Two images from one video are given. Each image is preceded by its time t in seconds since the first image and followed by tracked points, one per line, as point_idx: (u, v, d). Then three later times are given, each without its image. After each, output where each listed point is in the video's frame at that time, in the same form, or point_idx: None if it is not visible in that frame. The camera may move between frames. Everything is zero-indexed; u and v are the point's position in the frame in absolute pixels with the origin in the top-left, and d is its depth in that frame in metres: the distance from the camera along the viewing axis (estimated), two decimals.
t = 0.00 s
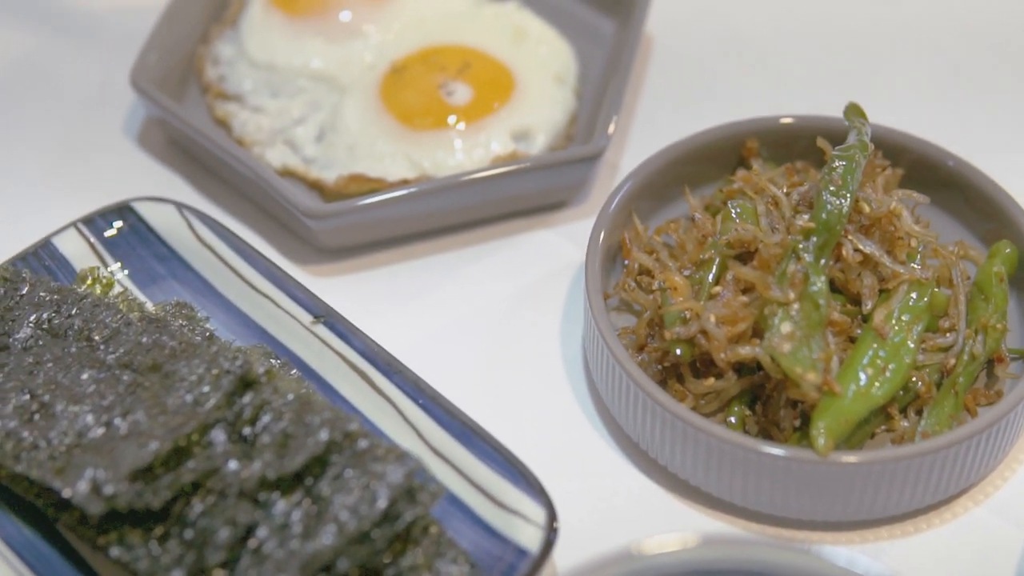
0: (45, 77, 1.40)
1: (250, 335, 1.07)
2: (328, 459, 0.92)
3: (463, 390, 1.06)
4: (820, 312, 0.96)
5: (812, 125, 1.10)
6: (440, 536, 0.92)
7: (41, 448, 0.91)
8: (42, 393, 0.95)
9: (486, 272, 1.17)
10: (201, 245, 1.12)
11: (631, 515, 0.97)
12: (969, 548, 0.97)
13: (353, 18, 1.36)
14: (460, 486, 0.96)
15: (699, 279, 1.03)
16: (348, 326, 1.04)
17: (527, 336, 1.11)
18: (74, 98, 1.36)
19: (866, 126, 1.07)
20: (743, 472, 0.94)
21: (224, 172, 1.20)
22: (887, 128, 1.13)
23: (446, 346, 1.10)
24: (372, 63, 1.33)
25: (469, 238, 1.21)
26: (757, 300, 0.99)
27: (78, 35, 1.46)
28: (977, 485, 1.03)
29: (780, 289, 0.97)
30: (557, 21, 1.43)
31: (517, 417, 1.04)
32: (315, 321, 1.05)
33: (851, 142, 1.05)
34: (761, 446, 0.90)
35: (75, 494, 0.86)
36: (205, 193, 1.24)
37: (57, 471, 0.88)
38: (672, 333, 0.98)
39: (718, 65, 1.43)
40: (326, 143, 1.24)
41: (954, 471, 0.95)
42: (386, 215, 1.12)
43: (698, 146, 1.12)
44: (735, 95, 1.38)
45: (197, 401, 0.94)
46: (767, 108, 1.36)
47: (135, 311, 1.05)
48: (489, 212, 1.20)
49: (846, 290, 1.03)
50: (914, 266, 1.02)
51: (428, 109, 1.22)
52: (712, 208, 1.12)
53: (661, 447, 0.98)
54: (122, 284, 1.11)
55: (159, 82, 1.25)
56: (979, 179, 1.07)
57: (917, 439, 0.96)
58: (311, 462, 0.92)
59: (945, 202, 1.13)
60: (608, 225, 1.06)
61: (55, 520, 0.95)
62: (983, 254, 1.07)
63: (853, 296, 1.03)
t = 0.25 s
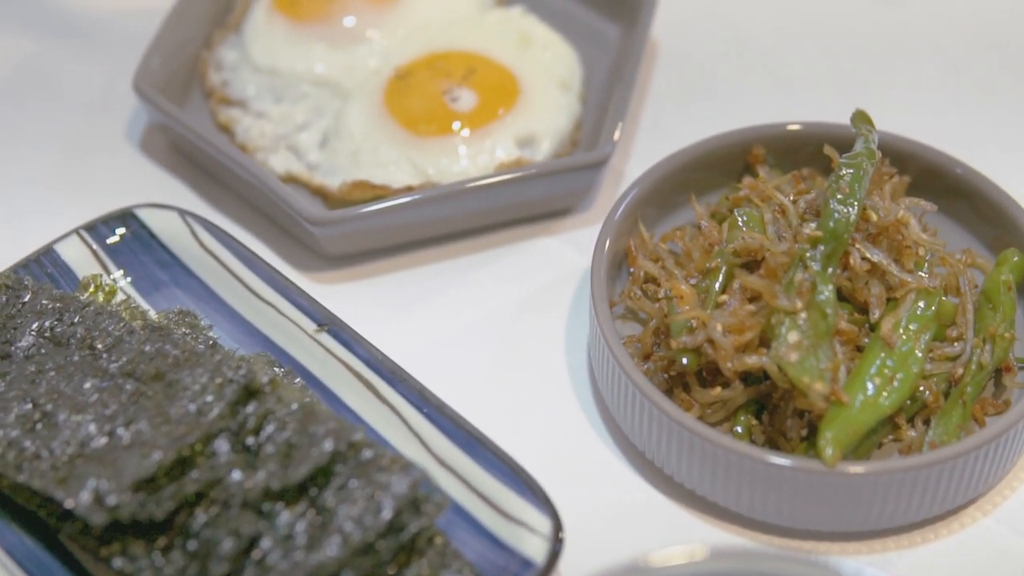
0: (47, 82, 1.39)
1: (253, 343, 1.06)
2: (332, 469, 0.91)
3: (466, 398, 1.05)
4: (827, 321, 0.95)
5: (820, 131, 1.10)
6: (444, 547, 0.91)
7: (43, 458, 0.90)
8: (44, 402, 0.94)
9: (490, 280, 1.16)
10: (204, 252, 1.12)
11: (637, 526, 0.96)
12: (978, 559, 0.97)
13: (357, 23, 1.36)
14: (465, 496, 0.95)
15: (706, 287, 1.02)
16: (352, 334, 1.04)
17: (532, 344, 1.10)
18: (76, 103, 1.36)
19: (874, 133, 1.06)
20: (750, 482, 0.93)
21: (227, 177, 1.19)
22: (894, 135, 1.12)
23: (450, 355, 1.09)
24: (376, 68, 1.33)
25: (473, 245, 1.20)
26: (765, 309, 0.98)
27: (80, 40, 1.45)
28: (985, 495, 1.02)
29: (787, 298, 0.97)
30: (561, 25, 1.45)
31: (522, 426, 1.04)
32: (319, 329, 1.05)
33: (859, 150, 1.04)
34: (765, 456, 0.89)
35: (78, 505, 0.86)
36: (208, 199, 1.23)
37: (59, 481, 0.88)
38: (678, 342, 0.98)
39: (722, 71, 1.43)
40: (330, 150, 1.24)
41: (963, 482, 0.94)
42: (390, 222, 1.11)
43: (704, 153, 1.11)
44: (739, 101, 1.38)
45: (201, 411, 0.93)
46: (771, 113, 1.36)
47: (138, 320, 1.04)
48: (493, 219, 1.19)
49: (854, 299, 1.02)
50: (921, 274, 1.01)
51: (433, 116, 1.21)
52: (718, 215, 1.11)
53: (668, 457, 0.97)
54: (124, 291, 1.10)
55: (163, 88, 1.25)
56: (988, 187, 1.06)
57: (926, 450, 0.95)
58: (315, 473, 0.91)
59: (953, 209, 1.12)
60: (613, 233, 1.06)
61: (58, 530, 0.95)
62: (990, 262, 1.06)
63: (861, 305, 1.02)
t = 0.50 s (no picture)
0: (47, 92, 1.38)
1: (255, 357, 1.06)
2: (335, 487, 0.91)
3: (469, 413, 1.05)
4: (833, 337, 0.94)
5: (825, 144, 1.10)
6: (449, 564, 0.90)
7: (44, 474, 0.89)
8: (45, 418, 0.94)
9: (493, 292, 1.16)
10: (206, 265, 1.11)
11: (642, 543, 0.96)
12: None
13: (358, 33, 1.35)
14: (468, 512, 0.94)
15: (711, 301, 1.01)
16: (355, 348, 1.03)
17: (536, 358, 1.09)
18: (75, 112, 1.35)
19: (880, 146, 1.06)
20: (757, 500, 0.92)
21: (229, 188, 1.18)
22: (899, 147, 1.11)
23: (453, 369, 1.08)
24: (378, 79, 1.33)
25: (476, 257, 1.20)
26: (771, 324, 0.97)
27: (79, 49, 1.44)
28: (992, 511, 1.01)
29: (793, 313, 0.95)
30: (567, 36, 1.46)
31: (526, 441, 1.03)
32: (321, 343, 1.04)
33: (864, 163, 1.04)
34: (768, 472, 0.88)
35: (79, 523, 0.85)
36: (208, 211, 1.23)
37: (60, 499, 0.87)
38: (683, 357, 0.97)
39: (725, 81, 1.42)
40: (332, 161, 1.23)
41: (971, 499, 0.94)
42: (392, 234, 1.10)
43: (708, 165, 1.11)
44: (742, 111, 1.38)
45: (202, 427, 0.92)
46: (776, 125, 1.35)
47: (139, 334, 1.04)
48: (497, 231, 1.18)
49: (860, 313, 1.02)
50: (928, 288, 1.01)
51: (435, 127, 1.21)
52: (722, 228, 1.11)
53: (672, 473, 0.97)
54: (125, 304, 1.10)
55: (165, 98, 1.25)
56: (994, 200, 1.06)
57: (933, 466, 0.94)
58: (318, 490, 0.90)
59: (959, 222, 1.11)
60: (618, 246, 1.05)
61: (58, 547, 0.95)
62: (997, 275, 1.06)
63: (867, 320, 1.02)
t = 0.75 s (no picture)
0: (43, 101, 1.38)
1: (253, 371, 1.05)
2: (334, 503, 0.89)
3: (468, 426, 1.04)
4: (836, 351, 0.93)
5: (828, 156, 1.09)
6: None
7: (40, 491, 0.88)
8: (42, 433, 0.93)
9: (493, 304, 1.15)
10: (204, 277, 1.11)
11: (643, 559, 0.95)
12: None
13: (357, 43, 1.35)
14: (467, 527, 0.93)
15: (713, 315, 1.00)
16: (353, 362, 1.02)
17: (535, 370, 1.09)
18: (72, 121, 1.35)
19: (882, 158, 1.05)
20: (759, 516, 0.91)
21: (227, 199, 1.17)
22: (902, 159, 1.11)
23: (452, 383, 1.08)
24: (377, 89, 1.33)
25: (475, 269, 1.19)
26: (773, 338, 0.95)
27: (76, 58, 1.44)
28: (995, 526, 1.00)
29: (796, 327, 0.94)
30: (569, 45, 1.47)
31: (526, 455, 1.02)
32: (320, 357, 1.04)
33: (866, 175, 1.03)
34: (766, 486, 0.87)
35: (76, 540, 0.84)
36: (206, 222, 1.22)
37: (57, 516, 0.87)
38: (684, 372, 0.97)
39: (725, 90, 1.42)
40: (331, 172, 1.23)
41: (975, 515, 0.93)
42: (390, 246, 1.09)
43: (709, 177, 1.10)
44: (743, 120, 1.37)
45: (201, 442, 0.91)
46: (777, 134, 1.35)
47: (137, 348, 1.03)
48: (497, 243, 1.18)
49: (862, 327, 1.01)
50: (930, 302, 1.01)
51: (434, 138, 1.21)
52: (724, 240, 1.10)
53: (673, 488, 0.96)
54: (123, 317, 1.09)
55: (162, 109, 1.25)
56: (997, 212, 1.05)
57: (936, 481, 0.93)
58: (317, 507, 0.89)
59: (963, 234, 1.11)
60: (618, 260, 1.05)
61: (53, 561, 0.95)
62: (1000, 288, 1.05)
63: (869, 333, 1.01)
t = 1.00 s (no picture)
0: (35, 114, 1.37)
1: (245, 388, 1.04)
2: (327, 524, 0.89)
3: (463, 443, 1.03)
4: (834, 369, 0.92)
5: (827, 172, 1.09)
6: None
7: (31, 511, 0.88)
8: (32, 453, 0.92)
9: (487, 320, 1.15)
10: (196, 293, 1.10)
11: None
12: None
13: (351, 55, 1.35)
14: (463, 547, 0.91)
15: (710, 332, 0.99)
16: (348, 380, 1.02)
17: (529, 386, 1.08)
18: (63, 134, 1.34)
19: (880, 173, 1.05)
20: (757, 537, 0.90)
21: (220, 213, 1.16)
22: (899, 174, 1.10)
23: (447, 400, 1.07)
24: (371, 102, 1.32)
25: (470, 284, 1.18)
26: (770, 356, 0.95)
27: (68, 70, 1.43)
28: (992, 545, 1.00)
29: (793, 344, 0.93)
30: (563, 58, 1.47)
31: (522, 473, 1.01)
32: (313, 374, 1.03)
33: (864, 191, 1.03)
34: (761, 505, 0.86)
35: (67, 562, 0.83)
36: (198, 236, 1.21)
37: (47, 537, 0.85)
38: (682, 390, 0.95)
39: (721, 103, 1.41)
40: (324, 186, 1.23)
41: (973, 534, 0.92)
42: (385, 261, 1.09)
43: (706, 192, 1.10)
44: (739, 133, 1.37)
45: (193, 462, 0.90)
46: (773, 148, 1.35)
47: (128, 365, 1.03)
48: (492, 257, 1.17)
49: (860, 344, 1.00)
50: (929, 318, 1.00)
51: (429, 152, 1.20)
52: (721, 256, 1.09)
53: (670, 508, 0.94)
54: (115, 334, 1.09)
55: (154, 123, 1.24)
56: (995, 229, 1.05)
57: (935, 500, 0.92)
58: (310, 528, 0.89)
59: (960, 249, 1.10)
60: (614, 276, 1.04)
61: None
62: (998, 303, 1.05)
63: (867, 350, 1.00)
